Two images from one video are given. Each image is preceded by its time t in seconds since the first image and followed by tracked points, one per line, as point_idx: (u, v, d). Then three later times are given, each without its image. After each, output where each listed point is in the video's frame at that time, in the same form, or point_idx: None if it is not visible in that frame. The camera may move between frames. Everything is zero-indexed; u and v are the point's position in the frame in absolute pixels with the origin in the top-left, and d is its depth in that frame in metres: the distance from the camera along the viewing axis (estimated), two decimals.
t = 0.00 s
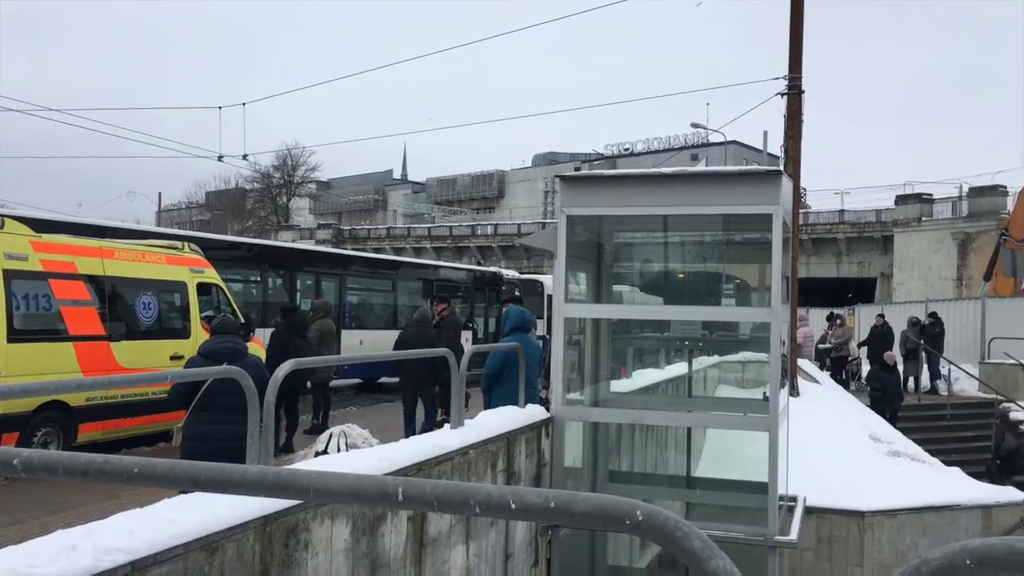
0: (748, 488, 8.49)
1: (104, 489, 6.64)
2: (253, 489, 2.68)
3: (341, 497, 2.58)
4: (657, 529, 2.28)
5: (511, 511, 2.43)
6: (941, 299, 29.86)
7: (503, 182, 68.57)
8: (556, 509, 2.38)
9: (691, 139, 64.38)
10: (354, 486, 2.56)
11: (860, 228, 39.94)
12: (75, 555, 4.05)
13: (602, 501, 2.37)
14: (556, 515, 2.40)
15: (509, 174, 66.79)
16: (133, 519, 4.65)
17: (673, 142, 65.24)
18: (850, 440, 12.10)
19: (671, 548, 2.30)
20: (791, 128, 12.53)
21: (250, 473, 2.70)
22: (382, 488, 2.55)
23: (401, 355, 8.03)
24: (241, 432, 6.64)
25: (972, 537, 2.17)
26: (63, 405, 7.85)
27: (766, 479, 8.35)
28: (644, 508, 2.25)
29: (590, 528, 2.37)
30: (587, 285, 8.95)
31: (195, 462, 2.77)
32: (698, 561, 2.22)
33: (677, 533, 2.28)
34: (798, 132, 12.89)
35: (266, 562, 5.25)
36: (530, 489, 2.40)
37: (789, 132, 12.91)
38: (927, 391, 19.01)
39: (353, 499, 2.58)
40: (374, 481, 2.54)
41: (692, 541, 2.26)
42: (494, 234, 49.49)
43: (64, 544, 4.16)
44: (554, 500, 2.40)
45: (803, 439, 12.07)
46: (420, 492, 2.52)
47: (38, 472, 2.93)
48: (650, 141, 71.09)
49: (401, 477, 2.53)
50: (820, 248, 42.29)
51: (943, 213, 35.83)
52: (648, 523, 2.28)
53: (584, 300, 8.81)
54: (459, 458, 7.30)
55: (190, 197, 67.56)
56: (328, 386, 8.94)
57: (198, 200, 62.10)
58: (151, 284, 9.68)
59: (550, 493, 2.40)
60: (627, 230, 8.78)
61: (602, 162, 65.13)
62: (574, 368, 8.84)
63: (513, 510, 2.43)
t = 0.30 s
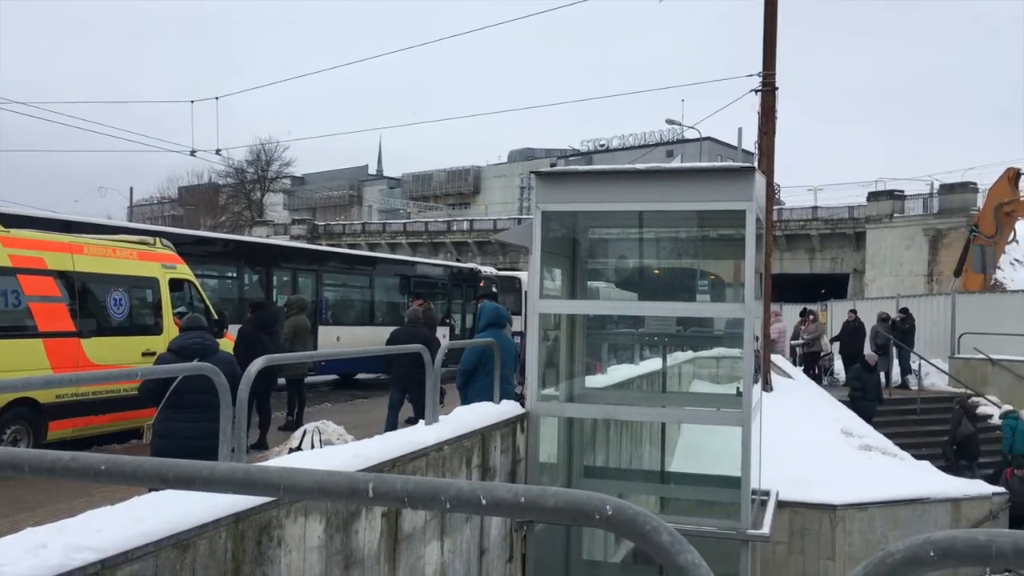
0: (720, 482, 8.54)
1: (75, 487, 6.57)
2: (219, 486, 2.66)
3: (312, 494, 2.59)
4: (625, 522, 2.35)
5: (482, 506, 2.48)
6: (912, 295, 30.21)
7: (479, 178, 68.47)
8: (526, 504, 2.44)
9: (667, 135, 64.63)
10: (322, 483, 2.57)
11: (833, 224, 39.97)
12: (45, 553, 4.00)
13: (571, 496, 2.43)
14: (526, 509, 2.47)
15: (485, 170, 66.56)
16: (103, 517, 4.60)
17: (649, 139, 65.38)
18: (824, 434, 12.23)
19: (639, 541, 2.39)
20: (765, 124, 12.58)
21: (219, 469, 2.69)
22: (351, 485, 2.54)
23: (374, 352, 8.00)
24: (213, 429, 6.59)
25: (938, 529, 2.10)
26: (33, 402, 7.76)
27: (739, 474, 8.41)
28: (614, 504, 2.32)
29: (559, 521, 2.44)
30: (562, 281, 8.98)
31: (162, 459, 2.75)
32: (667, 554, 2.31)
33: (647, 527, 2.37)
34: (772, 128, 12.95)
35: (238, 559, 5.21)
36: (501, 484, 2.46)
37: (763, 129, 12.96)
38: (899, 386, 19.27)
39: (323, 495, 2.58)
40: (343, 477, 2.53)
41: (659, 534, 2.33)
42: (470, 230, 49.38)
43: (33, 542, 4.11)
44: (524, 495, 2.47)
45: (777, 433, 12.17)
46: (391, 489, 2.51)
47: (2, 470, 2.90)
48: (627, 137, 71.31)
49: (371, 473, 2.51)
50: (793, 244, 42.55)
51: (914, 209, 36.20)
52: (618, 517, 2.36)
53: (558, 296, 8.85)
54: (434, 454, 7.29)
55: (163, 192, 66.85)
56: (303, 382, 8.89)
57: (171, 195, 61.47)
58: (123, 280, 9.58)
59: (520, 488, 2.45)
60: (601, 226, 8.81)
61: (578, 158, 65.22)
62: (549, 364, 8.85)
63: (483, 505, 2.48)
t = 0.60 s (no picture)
0: (698, 478, 8.60)
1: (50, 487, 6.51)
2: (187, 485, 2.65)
3: (286, 492, 2.68)
4: (600, 518, 2.44)
5: (455, 504, 2.57)
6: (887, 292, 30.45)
7: (458, 175, 68.35)
8: (498, 501, 2.52)
9: (644, 132, 64.81)
10: (297, 482, 2.66)
11: (808, 221, 40.50)
12: (17, 553, 3.96)
13: (543, 493, 2.50)
14: (499, 506, 2.53)
15: (464, 167, 66.36)
16: (76, 516, 4.56)
17: (628, 136, 65.44)
18: (800, 429, 12.32)
19: (611, 536, 2.46)
20: (742, 122, 12.62)
21: (190, 468, 2.77)
22: (324, 482, 2.62)
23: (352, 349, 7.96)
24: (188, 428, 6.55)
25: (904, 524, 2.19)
26: (6, 401, 7.68)
27: (716, 469, 8.47)
28: (586, 500, 2.39)
29: (533, 518, 2.51)
30: (540, 278, 8.97)
31: (133, 458, 2.81)
32: (638, 548, 2.40)
33: (618, 523, 2.44)
34: (748, 126, 12.99)
35: (213, 557, 5.18)
36: (474, 483, 2.52)
37: (739, 126, 12.99)
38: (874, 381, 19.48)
39: (296, 492, 2.67)
40: (316, 475, 2.61)
41: (633, 531, 2.43)
42: (449, 227, 49.20)
43: (4, 542, 4.07)
44: (497, 493, 2.55)
45: (756, 429, 12.23)
46: (363, 486, 2.59)
47: None
48: (606, 135, 71.48)
49: (344, 471, 2.60)
50: (770, 241, 42.63)
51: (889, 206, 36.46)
52: (590, 514, 2.42)
53: (536, 293, 8.85)
54: (411, 451, 7.28)
55: (138, 189, 66.22)
56: (280, 379, 8.85)
57: (147, 192, 60.90)
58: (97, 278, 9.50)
59: (493, 486, 2.53)
60: (579, 223, 8.80)
61: (557, 155, 65.24)
62: (527, 361, 8.86)
63: (456, 503, 2.57)
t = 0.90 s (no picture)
0: (675, 473, 8.62)
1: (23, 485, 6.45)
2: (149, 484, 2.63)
3: (256, 489, 2.80)
4: (570, 513, 2.55)
5: (424, 500, 2.66)
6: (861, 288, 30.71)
7: (435, 171, 68.20)
8: (469, 497, 2.62)
9: (622, 128, 64.96)
10: (267, 479, 2.79)
11: (784, 218, 40.33)
12: None
13: (512, 490, 2.60)
14: (468, 502, 2.63)
15: (441, 162, 65.92)
16: (47, 514, 4.51)
17: (606, 132, 65.63)
18: (776, 424, 12.41)
19: (579, 532, 2.57)
20: (718, 118, 12.65)
21: (158, 467, 2.91)
22: (295, 480, 2.78)
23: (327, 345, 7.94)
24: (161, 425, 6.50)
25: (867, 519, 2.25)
26: None
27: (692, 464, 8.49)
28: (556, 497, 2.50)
29: (503, 514, 2.61)
30: (518, 274, 8.98)
31: (105, 457, 2.97)
32: (606, 543, 2.53)
33: (588, 519, 2.55)
34: (724, 122, 13.03)
35: (186, 555, 5.15)
36: (444, 480, 2.63)
37: (715, 123, 13.01)
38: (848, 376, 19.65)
39: (265, 489, 2.80)
40: (287, 472, 2.77)
41: (602, 527, 2.55)
42: (426, 222, 49.02)
43: None
44: (467, 489, 2.64)
45: (733, 424, 12.29)
46: (334, 484, 2.72)
47: None
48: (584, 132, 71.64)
49: (314, 470, 2.74)
50: (746, 238, 42.60)
51: (864, 203, 36.74)
52: (561, 510, 2.54)
53: (513, 289, 8.85)
54: (387, 447, 7.27)
55: (112, 184, 65.50)
56: (256, 375, 8.81)
57: (121, 186, 60.28)
58: (69, 273, 9.42)
59: (463, 482, 2.63)
60: (557, 219, 8.82)
61: (535, 150, 65.28)
62: (503, 357, 8.83)
63: (425, 499, 2.66)
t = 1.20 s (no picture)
0: (648, 466, 8.67)
1: None
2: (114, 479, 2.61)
3: (227, 482, 2.84)
4: (540, 504, 2.58)
5: (395, 493, 2.70)
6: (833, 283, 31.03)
7: (411, 164, 67.98)
8: (441, 489, 2.65)
9: (598, 123, 65.09)
10: (237, 473, 2.82)
11: (759, 213, 40.25)
12: None
13: (484, 483, 2.64)
14: (439, 496, 2.66)
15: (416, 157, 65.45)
16: (17, 508, 4.46)
17: (583, 127, 65.76)
18: (749, 417, 12.51)
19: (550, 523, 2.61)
20: (694, 113, 12.68)
21: (128, 460, 2.94)
22: (265, 473, 2.80)
23: (303, 338, 7.88)
24: (134, 420, 6.45)
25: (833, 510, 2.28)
26: None
27: (665, 457, 8.55)
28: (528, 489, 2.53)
29: (475, 506, 2.66)
30: (493, 268, 9.04)
31: (75, 452, 3.01)
32: (577, 535, 2.57)
33: (559, 511, 2.59)
34: (700, 117, 13.05)
35: (157, 550, 5.11)
36: (415, 473, 2.67)
37: (691, 118, 13.03)
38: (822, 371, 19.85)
39: (236, 483, 2.83)
40: (257, 466, 2.78)
41: (573, 519, 2.58)
42: (402, 216, 48.82)
43: None
44: (439, 481, 2.68)
45: (708, 417, 12.36)
46: (305, 477, 2.76)
47: None
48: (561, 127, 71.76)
49: (285, 463, 2.77)
50: (722, 233, 42.09)
51: (837, 198, 37.07)
52: (532, 502, 2.59)
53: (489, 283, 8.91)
54: (362, 442, 7.25)
55: (82, 176, 64.68)
56: (230, 369, 8.75)
57: (93, 179, 59.57)
58: (40, 267, 9.34)
59: (435, 475, 2.67)
60: (534, 213, 8.78)
61: (512, 145, 65.25)
62: (479, 351, 8.87)
63: (396, 492, 2.70)
